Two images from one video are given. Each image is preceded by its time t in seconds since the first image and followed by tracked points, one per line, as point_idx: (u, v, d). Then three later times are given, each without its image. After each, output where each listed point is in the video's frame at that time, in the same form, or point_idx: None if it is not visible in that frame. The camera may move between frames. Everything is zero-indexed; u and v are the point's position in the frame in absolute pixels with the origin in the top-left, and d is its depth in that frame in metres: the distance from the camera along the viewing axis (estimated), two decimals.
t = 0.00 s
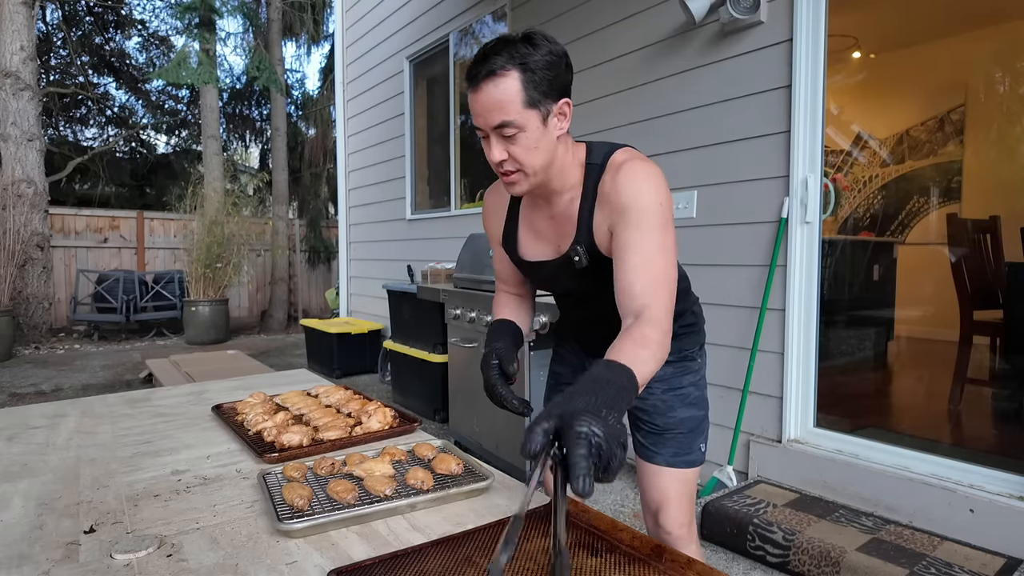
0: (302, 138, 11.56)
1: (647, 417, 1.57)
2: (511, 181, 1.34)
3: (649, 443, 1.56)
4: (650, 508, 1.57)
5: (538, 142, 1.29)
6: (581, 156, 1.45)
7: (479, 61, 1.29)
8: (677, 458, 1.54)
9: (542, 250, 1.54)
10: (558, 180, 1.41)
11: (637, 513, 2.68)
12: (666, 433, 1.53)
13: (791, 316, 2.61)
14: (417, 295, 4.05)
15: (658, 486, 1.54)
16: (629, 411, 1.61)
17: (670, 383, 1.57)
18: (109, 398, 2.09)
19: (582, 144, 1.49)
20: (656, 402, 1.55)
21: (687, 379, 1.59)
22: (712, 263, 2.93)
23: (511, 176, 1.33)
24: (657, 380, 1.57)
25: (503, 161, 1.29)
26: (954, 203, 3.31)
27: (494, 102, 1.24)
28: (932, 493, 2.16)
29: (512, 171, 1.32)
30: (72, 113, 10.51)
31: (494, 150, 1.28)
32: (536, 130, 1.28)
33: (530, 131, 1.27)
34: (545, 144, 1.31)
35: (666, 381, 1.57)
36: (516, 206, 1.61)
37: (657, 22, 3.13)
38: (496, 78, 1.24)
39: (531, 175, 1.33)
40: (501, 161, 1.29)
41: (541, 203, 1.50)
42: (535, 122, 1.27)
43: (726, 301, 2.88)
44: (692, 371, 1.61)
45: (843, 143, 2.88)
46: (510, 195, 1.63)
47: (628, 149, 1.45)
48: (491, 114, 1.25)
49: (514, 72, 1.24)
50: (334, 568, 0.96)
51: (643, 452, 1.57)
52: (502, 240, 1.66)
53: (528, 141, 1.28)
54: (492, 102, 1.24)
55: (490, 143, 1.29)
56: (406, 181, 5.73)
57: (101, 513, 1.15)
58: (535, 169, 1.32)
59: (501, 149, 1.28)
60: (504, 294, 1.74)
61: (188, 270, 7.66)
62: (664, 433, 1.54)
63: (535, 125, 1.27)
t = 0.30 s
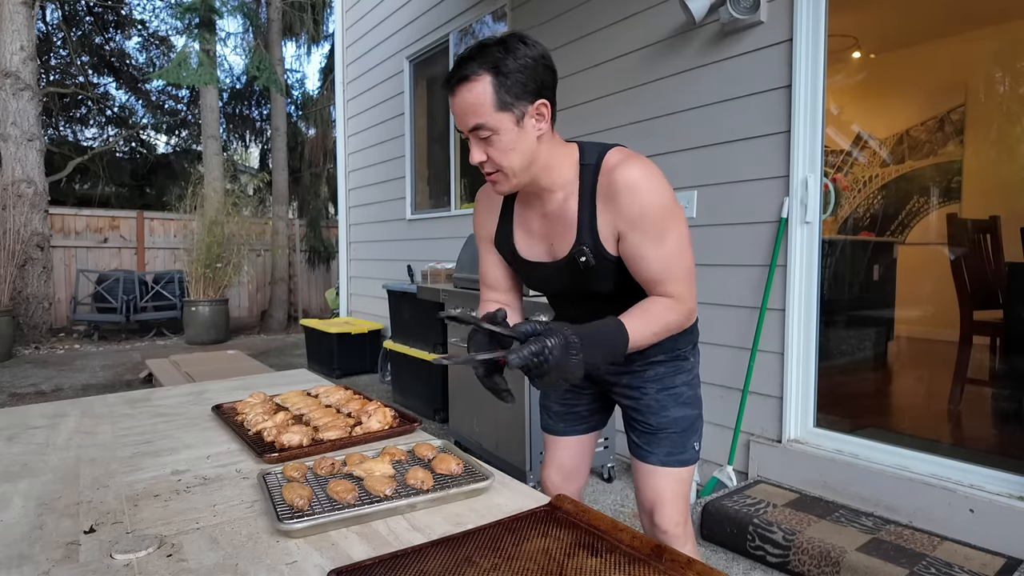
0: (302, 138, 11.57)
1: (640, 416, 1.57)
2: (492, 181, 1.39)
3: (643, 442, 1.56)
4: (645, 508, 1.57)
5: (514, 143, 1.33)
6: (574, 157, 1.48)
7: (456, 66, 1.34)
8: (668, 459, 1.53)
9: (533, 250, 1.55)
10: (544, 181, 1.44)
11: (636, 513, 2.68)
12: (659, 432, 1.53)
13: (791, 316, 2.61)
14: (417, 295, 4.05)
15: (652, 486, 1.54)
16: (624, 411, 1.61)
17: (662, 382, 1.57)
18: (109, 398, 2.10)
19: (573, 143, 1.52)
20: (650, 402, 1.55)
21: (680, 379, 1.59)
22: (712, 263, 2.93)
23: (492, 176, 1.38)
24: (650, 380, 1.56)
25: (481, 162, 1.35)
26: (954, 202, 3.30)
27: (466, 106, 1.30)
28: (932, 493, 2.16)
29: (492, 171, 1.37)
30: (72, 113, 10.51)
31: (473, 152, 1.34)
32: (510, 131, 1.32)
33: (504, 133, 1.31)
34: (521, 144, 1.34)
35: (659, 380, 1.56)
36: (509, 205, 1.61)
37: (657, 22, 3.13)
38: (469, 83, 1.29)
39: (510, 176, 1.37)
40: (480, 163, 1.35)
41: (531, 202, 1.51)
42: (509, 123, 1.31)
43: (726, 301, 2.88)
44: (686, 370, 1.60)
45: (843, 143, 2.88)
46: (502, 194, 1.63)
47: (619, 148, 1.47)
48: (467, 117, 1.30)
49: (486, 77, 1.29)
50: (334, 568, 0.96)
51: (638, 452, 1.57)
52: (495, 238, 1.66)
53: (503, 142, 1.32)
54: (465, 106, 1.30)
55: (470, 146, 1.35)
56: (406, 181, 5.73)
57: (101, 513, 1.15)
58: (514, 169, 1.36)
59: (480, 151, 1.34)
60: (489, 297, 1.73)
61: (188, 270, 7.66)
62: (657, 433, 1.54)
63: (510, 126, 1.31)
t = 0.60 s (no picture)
0: (302, 138, 11.57)
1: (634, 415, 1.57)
2: (499, 183, 1.39)
3: (639, 442, 1.56)
4: (641, 506, 1.57)
5: (519, 143, 1.33)
6: (568, 157, 1.48)
7: (454, 70, 1.33)
8: (662, 459, 1.54)
9: (532, 249, 1.55)
10: (543, 181, 1.44)
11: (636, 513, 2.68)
12: (655, 432, 1.53)
13: (791, 316, 2.61)
14: (417, 295, 4.05)
15: (648, 484, 1.54)
16: (619, 411, 1.61)
17: (658, 382, 1.57)
18: (109, 398, 2.10)
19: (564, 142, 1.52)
20: (645, 402, 1.56)
21: (675, 379, 1.58)
22: (712, 263, 2.93)
23: (498, 179, 1.38)
24: (646, 380, 1.57)
25: (488, 166, 1.34)
26: (954, 202, 3.30)
27: (470, 109, 1.29)
28: (932, 493, 2.16)
29: (499, 174, 1.36)
30: (72, 113, 10.51)
31: (479, 154, 1.33)
32: (515, 130, 1.32)
33: (509, 133, 1.31)
34: (525, 142, 1.35)
35: (654, 380, 1.56)
36: (505, 204, 1.61)
37: (657, 22, 3.13)
38: (471, 86, 1.28)
39: (515, 176, 1.37)
40: (486, 166, 1.34)
41: (529, 203, 1.51)
42: (513, 122, 1.31)
43: (726, 301, 2.88)
44: (681, 370, 1.60)
45: (843, 143, 2.87)
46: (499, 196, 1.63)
47: (613, 147, 1.47)
48: (471, 120, 1.29)
49: (487, 78, 1.29)
50: (334, 568, 0.96)
51: (634, 451, 1.58)
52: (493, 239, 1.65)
53: (509, 142, 1.32)
54: (469, 110, 1.29)
55: (474, 149, 1.33)
56: (406, 181, 5.73)
57: (101, 513, 1.15)
58: (520, 169, 1.36)
59: (486, 153, 1.33)
60: (492, 297, 1.75)
61: (188, 270, 7.66)
62: (653, 432, 1.55)
63: (515, 125, 1.32)
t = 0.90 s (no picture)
0: (302, 138, 11.57)
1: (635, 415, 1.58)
2: (503, 188, 1.35)
3: (639, 441, 1.56)
4: (641, 505, 1.57)
5: (525, 146, 1.33)
6: (565, 162, 1.46)
7: (458, 75, 1.31)
8: (662, 459, 1.54)
9: (533, 254, 1.55)
10: (544, 187, 1.43)
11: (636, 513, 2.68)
12: (655, 432, 1.53)
13: (791, 316, 2.61)
14: (417, 295, 4.05)
15: (648, 484, 1.54)
16: (621, 411, 1.61)
17: (659, 382, 1.57)
18: (109, 398, 2.10)
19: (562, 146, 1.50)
20: (646, 402, 1.55)
21: (676, 379, 1.58)
22: (712, 263, 2.93)
23: (503, 184, 1.35)
24: (646, 380, 1.57)
25: (495, 168, 1.31)
26: (954, 202, 3.30)
27: (478, 109, 1.27)
28: (933, 493, 2.16)
29: (506, 178, 1.34)
30: (72, 113, 10.51)
31: (487, 158, 1.30)
32: (523, 132, 1.32)
33: (517, 135, 1.31)
34: (531, 146, 1.34)
35: (655, 380, 1.57)
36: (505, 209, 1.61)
37: (657, 22, 3.13)
38: (479, 88, 1.27)
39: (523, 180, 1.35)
40: (494, 168, 1.31)
41: (529, 209, 1.50)
42: (521, 125, 1.31)
43: (726, 301, 2.88)
44: (682, 371, 1.60)
45: (843, 143, 2.87)
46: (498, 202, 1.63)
47: (608, 151, 1.47)
48: (480, 122, 1.28)
49: (495, 80, 1.28)
50: (334, 568, 0.97)
51: (634, 451, 1.58)
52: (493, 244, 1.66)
53: (517, 144, 1.31)
54: (477, 109, 1.27)
55: (482, 152, 1.31)
56: (406, 181, 5.73)
57: (101, 513, 1.15)
58: (526, 173, 1.34)
59: (494, 156, 1.31)
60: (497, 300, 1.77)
61: (188, 270, 7.66)
62: (653, 432, 1.55)
63: (522, 128, 1.31)
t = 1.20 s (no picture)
0: (302, 138, 11.57)
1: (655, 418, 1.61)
2: (532, 219, 1.32)
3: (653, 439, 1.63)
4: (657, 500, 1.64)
5: (555, 174, 1.33)
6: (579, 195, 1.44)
7: (485, 104, 1.31)
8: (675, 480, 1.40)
9: (553, 288, 1.56)
10: (564, 221, 1.41)
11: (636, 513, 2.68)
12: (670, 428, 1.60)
13: (791, 316, 2.61)
14: (417, 295, 4.05)
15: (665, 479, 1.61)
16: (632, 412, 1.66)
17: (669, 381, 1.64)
18: (109, 398, 2.09)
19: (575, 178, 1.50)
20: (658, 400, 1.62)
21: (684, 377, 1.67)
22: (712, 263, 2.93)
23: (530, 213, 1.31)
24: (657, 380, 1.64)
25: (527, 197, 1.29)
26: (954, 202, 3.35)
27: (513, 134, 1.27)
28: (933, 492, 2.16)
29: (536, 207, 1.31)
30: (72, 113, 10.51)
31: (519, 185, 1.28)
32: (553, 160, 1.33)
33: (549, 161, 1.31)
34: (559, 176, 1.34)
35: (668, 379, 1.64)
36: (519, 241, 1.58)
37: (657, 22, 3.13)
38: (511, 115, 1.27)
39: (553, 211, 1.33)
40: (526, 196, 1.29)
41: (549, 245, 1.49)
42: (551, 154, 1.32)
43: (726, 301, 2.88)
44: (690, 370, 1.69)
45: (843, 143, 2.87)
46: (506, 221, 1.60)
47: (622, 178, 1.45)
48: (512, 149, 1.27)
49: (526, 108, 1.29)
50: (334, 568, 0.97)
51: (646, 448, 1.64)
52: (508, 277, 1.63)
53: (548, 173, 1.31)
54: (512, 135, 1.27)
55: (513, 179, 1.29)
56: (406, 181, 5.73)
57: (100, 513, 1.15)
58: (555, 203, 1.33)
59: (525, 184, 1.29)
60: (493, 333, 1.67)
61: (188, 270, 7.66)
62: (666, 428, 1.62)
63: (552, 157, 1.32)
